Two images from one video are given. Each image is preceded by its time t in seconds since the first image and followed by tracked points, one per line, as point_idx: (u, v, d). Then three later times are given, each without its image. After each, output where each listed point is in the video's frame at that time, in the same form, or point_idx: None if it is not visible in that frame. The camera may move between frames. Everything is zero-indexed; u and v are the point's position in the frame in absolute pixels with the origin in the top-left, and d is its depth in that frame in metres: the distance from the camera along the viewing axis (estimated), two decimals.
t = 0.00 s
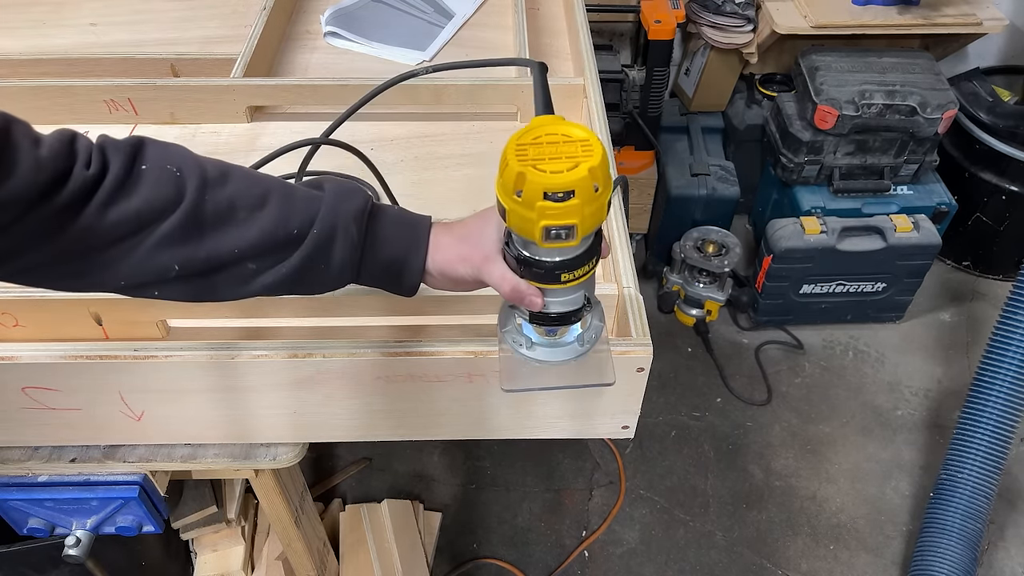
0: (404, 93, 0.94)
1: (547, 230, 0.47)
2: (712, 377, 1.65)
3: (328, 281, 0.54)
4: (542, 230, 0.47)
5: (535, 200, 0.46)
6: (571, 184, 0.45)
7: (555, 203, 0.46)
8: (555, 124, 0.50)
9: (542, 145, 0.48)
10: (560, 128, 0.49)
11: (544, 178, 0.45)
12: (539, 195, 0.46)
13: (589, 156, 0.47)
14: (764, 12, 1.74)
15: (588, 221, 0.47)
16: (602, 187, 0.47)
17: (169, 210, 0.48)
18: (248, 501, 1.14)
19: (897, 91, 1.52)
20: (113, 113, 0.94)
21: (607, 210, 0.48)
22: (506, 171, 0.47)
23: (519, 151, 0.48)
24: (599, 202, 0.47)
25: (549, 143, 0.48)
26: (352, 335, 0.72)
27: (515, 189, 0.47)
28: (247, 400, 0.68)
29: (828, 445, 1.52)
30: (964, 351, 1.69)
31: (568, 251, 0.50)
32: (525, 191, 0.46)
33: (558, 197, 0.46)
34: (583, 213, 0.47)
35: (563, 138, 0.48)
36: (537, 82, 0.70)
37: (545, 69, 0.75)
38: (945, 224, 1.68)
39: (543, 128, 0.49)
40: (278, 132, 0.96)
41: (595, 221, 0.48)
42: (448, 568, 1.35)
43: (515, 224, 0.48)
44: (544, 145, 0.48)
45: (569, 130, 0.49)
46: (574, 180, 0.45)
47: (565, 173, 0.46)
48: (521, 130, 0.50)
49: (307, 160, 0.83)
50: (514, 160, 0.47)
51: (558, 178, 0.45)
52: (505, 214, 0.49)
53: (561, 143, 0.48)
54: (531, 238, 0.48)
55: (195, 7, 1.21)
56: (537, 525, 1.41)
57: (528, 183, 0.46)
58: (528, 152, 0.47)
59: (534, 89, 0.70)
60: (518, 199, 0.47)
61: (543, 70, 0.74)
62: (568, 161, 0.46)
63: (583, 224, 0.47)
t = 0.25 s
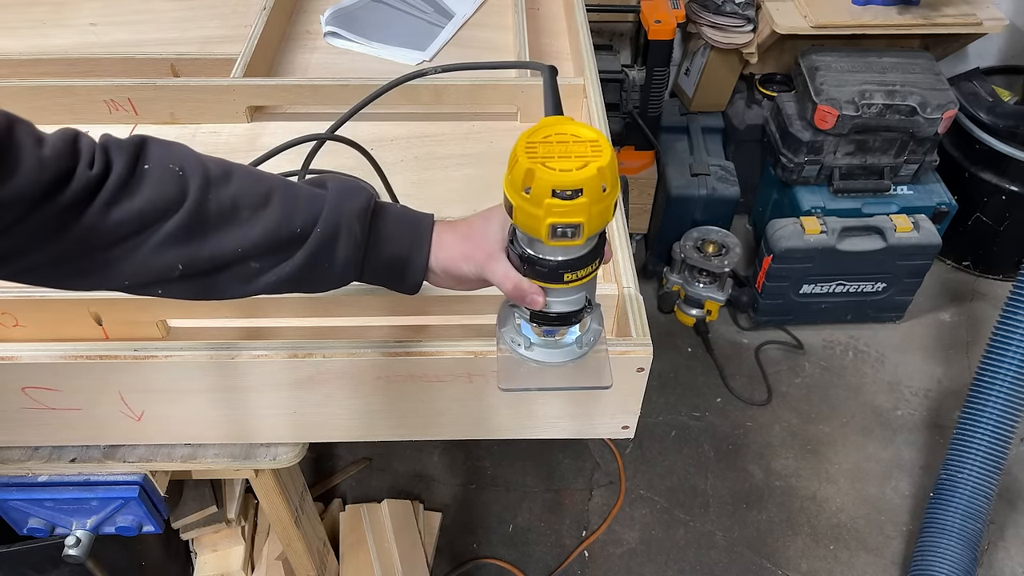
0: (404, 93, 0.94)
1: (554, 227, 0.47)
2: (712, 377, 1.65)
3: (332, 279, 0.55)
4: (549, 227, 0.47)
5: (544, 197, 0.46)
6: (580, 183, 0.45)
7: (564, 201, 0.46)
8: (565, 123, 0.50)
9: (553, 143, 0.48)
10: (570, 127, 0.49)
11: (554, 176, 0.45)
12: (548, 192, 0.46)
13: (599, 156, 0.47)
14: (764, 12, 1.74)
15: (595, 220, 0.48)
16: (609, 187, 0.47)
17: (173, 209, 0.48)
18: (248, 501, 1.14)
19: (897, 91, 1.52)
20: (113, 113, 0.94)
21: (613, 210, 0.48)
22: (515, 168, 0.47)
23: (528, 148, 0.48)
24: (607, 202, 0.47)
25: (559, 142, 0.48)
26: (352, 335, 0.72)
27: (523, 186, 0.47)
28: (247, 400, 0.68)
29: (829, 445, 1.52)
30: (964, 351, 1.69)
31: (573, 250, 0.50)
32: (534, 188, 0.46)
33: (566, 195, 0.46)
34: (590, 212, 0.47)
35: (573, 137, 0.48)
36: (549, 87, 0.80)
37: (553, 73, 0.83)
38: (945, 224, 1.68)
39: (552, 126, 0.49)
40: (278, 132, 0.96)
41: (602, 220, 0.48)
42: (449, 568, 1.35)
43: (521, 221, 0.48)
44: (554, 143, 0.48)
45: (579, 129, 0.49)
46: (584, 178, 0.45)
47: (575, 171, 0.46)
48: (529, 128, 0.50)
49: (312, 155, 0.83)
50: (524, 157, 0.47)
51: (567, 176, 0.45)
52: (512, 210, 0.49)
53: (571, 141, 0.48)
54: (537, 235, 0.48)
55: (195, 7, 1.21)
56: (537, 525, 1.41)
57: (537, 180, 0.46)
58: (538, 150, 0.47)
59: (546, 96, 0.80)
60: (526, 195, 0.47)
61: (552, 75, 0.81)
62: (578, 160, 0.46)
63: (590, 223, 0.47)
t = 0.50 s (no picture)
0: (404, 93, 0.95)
1: (555, 213, 0.47)
2: (712, 377, 1.65)
3: (335, 279, 0.55)
4: (550, 213, 0.47)
5: (545, 182, 0.46)
6: (581, 168, 0.45)
7: (565, 185, 0.46)
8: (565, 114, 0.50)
9: (553, 131, 0.48)
10: (570, 117, 0.49)
11: (555, 160, 0.46)
12: (549, 177, 0.46)
13: (599, 144, 0.47)
14: (764, 12, 1.74)
15: (596, 207, 0.47)
16: (610, 174, 0.47)
17: (175, 213, 0.48)
18: (248, 501, 1.14)
19: (897, 91, 1.52)
20: (113, 113, 0.94)
21: (613, 199, 0.48)
22: (516, 155, 0.47)
23: (529, 137, 0.48)
24: (607, 189, 0.47)
25: (560, 131, 0.48)
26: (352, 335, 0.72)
27: (525, 172, 0.47)
28: (247, 400, 0.68)
29: (829, 445, 1.52)
30: (964, 351, 1.69)
31: (574, 241, 0.50)
32: (535, 173, 0.46)
33: (568, 180, 0.46)
34: (591, 198, 0.47)
35: (574, 126, 0.49)
36: (546, 84, 0.84)
37: (553, 77, 0.87)
38: (946, 223, 1.68)
39: (553, 117, 0.50)
40: (278, 132, 0.96)
41: (603, 208, 0.48)
42: (448, 568, 1.35)
43: (523, 209, 0.48)
44: (555, 132, 0.48)
45: (580, 119, 0.49)
46: (585, 163, 0.46)
47: (576, 157, 0.46)
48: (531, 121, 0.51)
49: (311, 153, 0.83)
50: (525, 144, 0.47)
51: (568, 161, 0.45)
52: (513, 199, 0.49)
53: (571, 130, 0.48)
54: (538, 223, 0.48)
55: (195, 7, 1.21)
56: (537, 525, 1.41)
57: (538, 165, 0.46)
58: (538, 137, 0.48)
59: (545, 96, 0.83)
60: (527, 181, 0.47)
61: (553, 78, 0.84)
62: (579, 147, 0.47)
63: (591, 209, 0.47)
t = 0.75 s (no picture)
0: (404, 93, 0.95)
1: (554, 219, 0.47)
2: (712, 377, 1.65)
3: (334, 280, 0.55)
4: (549, 219, 0.47)
5: (545, 188, 0.46)
6: (580, 174, 0.45)
7: (564, 191, 0.46)
8: (565, 118, 0.50)
9: (553, 136, 0.48)
10: (570, 122, 0.49)
11: (554, 166, 0.45)
12: (548, 183, 0.46)
13: (599, 149, 0.47)
14: (764, 12, 1.74)
15: (595, 213, 0.47)
16: (609, 180, 0.47)
17: (174, 214, 0.48)
18: (248, 501, 1.14)
19: (897, 91, 1.52)
20: (113, 113, 0.94)
21: (613, 204, 0.48)
22: (516, 160, 0.47)
23: (529, 141, 0.48)
24: (607, 195, 0.47)
25: (559, 136, 0.48)
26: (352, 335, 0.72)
27: (524, 178, 0.47)
28: (247, 400, 0.68)
29: (829, 445, 1.52)
30: (964, 351, 1.69)
31: (574, 245, 0.50)
32: (535, 179, 0.46)
33: (567, 186, 0.46)
34: (590, 204, 0.47)
35: (574, 131, 0.48)
36: (547, 83, 0.84)
37: (554, 76, 0.87)
38: (945, 224, 1.68)
39: (553, 122, 0.49)
40: (278, 132, 0.96)
41: (602, 214, 0.48)
42: (449, 568, 1.35)
43: (522, 214, 0.48)
44: (555, 137, 0.48)
45: (580, 124, 0.49)
46: (584, 169, 0.45)
47: (575, 163, 0.46)
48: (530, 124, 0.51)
49: (312, 152, 0.83)
50: (524, 149, 0.47)
51: (567, 167, 0.45)
52: (513, 203, 0.49)
53: (571, 135, 0.48)
54: (538, 228, 0.48)
55: (195, 7, 1.21)
56: (537, 525, 1.41)
57: (538, 170, 0.46)
58: (538, 142, 0.48)
59: (546, 96, 0.83)
60: (526, 187, 0.47)
61: (553, 80, 0.84)
62: (579, 153, 0.47)
63: (590, 215, 0.47)
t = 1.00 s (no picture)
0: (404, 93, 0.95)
1: (554, 221, 0.47)
2: (712, 377, 1.65)
3: (334, 280, 0.55)
4: (548, 220, 0.47)
5: (544, 189, 0.46)
6: (580, 176, 0.45)
7: (564, 193, 0.46)
8: (565, 119, 0.50)
9: (553, 138, 0.48)
10: (570, 123, 0.49)
11: (553, 168, 0.45)
12: (547, 185, 0.46)
13: (598, 151, 0.47)
14: (764, 12, 1.74)
15: (594, 215, 0.47)
16: (609, 182, 0.47)
17: (173, 214, 0.48)
18: (248, 501, 1.14)
19: (897, 91, 1.52)
20: (113, 113, 0.94)
21: (613, 206, 0.48)
22: (516, 161, 0.47)
23: (529, 142, 0.48)
24: (606, 197, 0.47)
25: (559, 137, 0.48)
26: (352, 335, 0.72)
27: (523, 179, 0.47)
28: (247, 400, 0.68)
29: (828, 445, 1.52)
30: (964, 351, 1.69)
31: (574, 247, 0.50)
32: (534, 180, 0.46)
33: (566, 188, 0.46)
34: (589, 206, 0.47)
35: (574, 132, 0.48)
36: (549, 84, 0.84)
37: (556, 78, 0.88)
38: (945, 224, 1.68)
39: (553, 123, 0.49)
40: (278, 132, 0.96)
41: (602, 216, 0.48)
42: (449, 568, 1.35)
43: (522, 215, 0.48)
44: (555, 138, 0.48)
45: (579, 126, 0.49)
46: (584, 171, 0.45)
47: (575, 165, 0.46)
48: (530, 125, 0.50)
49: (313, 151, 0.83)
50: (524, 151, 0.47)
51: (567, 169, 0.45)
52: (512, 204, 0.49)
53: (571, 137, 0.48)
54: (537, 230, 0.48)
55: (195, 7, 1.21)
56: (537, 525, 1.41)
57: (538, 172, 0.46)
58: (538, 144, 0.47)
59: (547, 96, 0.83)
60: (526, 189, 0.47)
61: (554, 80, 0.85)
62: (578, 154, 0.47)
63: (590, 217, 0.47)
